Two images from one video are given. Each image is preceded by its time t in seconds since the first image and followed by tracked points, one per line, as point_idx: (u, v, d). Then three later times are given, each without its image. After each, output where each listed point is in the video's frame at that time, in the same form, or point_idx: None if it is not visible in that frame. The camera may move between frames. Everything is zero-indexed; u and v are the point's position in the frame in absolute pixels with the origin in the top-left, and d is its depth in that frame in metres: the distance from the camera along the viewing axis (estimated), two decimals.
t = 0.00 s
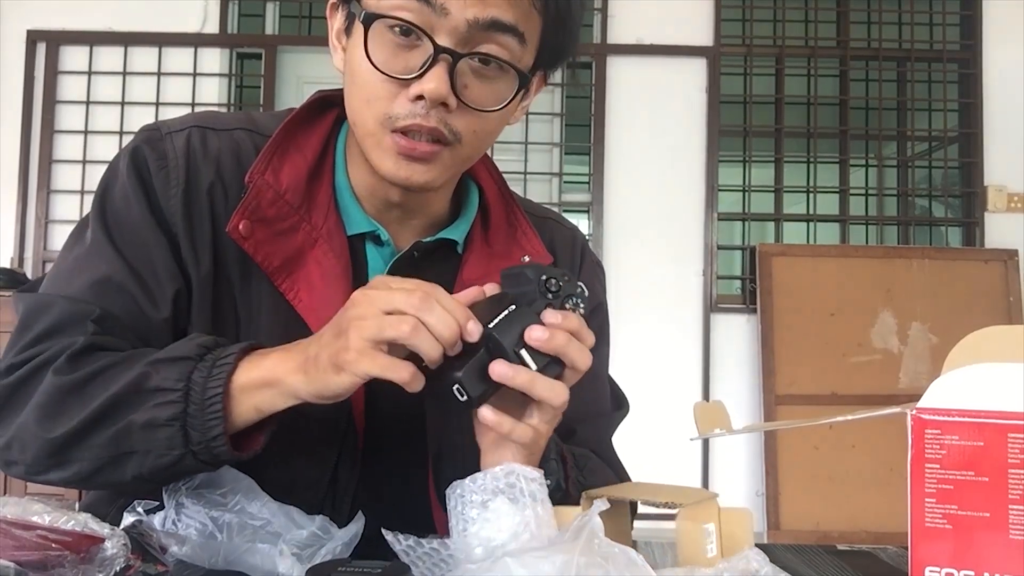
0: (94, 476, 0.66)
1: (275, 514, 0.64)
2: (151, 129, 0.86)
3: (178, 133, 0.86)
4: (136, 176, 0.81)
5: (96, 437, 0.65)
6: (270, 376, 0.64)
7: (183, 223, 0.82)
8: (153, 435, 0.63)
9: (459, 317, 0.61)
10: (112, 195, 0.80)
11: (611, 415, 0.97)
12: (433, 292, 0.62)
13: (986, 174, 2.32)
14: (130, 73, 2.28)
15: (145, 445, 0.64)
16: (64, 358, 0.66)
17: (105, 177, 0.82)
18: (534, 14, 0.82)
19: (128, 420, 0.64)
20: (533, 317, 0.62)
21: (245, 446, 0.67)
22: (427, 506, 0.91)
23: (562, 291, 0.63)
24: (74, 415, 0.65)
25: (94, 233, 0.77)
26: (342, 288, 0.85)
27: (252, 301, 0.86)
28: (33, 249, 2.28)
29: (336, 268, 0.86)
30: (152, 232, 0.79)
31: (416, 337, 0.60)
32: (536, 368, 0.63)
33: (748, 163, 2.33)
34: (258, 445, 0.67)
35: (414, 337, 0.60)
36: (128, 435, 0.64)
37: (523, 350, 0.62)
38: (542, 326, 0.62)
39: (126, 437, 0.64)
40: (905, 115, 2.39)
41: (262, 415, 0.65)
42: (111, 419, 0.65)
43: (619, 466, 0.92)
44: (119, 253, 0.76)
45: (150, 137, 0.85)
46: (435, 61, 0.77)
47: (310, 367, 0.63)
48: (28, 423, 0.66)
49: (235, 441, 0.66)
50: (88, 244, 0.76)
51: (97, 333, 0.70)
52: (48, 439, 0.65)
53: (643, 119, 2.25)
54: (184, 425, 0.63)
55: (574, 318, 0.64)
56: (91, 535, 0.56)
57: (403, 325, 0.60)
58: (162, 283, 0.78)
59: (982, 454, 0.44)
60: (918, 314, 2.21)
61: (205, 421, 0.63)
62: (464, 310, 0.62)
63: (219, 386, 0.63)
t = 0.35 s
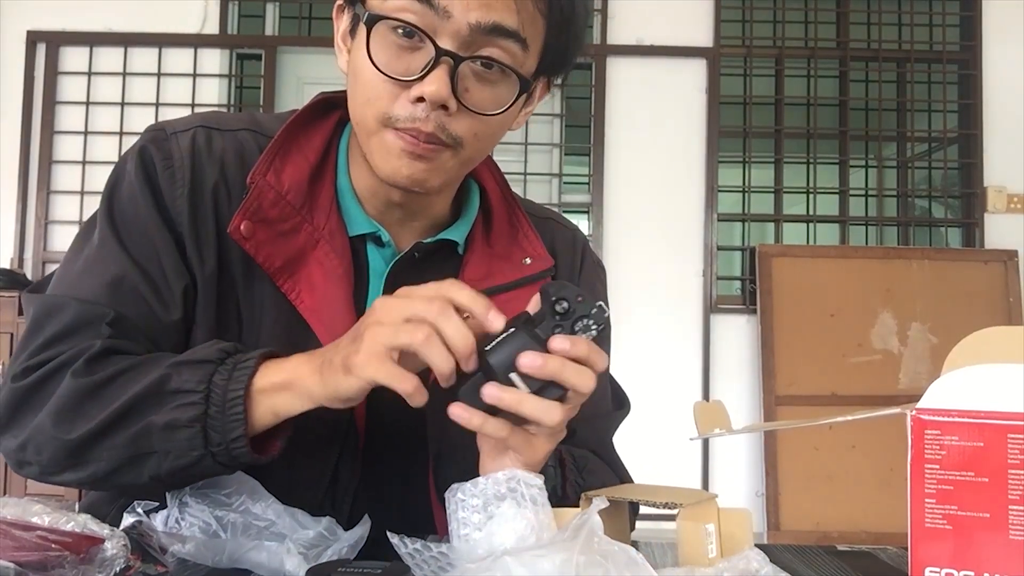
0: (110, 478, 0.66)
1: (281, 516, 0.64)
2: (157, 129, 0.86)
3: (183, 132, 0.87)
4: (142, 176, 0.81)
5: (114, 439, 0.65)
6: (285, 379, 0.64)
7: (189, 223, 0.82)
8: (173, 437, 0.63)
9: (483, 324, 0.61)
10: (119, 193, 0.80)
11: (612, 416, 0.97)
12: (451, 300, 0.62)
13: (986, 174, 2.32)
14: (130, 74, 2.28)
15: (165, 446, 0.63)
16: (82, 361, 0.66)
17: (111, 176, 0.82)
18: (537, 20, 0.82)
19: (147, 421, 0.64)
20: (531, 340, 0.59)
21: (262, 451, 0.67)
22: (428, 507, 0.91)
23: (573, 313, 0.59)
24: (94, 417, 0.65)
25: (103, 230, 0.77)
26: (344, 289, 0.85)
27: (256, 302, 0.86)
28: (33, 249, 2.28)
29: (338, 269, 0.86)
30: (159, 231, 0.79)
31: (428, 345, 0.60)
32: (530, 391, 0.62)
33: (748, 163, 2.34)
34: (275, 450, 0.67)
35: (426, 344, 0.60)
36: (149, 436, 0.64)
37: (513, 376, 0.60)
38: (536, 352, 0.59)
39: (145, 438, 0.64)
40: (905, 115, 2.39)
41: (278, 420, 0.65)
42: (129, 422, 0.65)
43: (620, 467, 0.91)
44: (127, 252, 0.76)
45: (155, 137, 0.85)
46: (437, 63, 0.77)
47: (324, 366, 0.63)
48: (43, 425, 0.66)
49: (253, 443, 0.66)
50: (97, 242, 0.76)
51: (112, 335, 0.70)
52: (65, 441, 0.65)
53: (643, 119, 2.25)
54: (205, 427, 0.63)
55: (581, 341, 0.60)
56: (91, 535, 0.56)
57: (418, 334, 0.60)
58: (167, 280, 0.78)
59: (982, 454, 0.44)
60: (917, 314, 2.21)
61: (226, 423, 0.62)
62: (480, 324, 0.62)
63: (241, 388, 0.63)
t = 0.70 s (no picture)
0: (90, 463, 0.66)
1: (303, 509, 0.67)
2: (159, 132, 0.86)
3: (185, 136, 0.87)
4: (143, 180, 0.81)
5: (98, 422, 0.65)
6: (272, 359, 0.64)
7: (189, 226, 0.82)
8: (157, 418, 0.63)
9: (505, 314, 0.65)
10: (118, 193, 0.80)
11: (611, 416, 0.97)
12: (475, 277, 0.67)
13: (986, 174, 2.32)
14: (130, 74, 2.28)
15: (149, 428, 0.63)
16: (72, 346, 0.65)
17: (112, 177, 0.82)
18: (541, 36, 0.81)
19: (131, 403, 0.64)
20: (514, 351, 0.61)
21: (249, 438, 0.67)
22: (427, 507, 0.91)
23: (561, 325, 0.61)
24: (78, 399, 0.65)
25: (104, 228, 0.77)
26: (343, 294, 0.85)
27: (255, 309, 0.86)
28: (33, 249, 2.28)
29: (336, 275, 0.86)
30: (161, 234, 0.79)
31: (450, 302, 0.63)
32: (507, 402, 0.64)
33: (748, 163, 2.33)
34: (262, 439, 0.67)
35: (448, 300, 0.63)
36: (132, 418, 0.64)
37: (492, 386, 0.63)
38: (514, 363, 0.62)
39: (129, 419, 0.64)
40: (905, 115, 2.39)
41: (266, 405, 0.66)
42: (113, 405, 0.64)
43: (619, 466, 0.91)
44: (128, 250, 0.76)
45: (157, 140, 0.85)
46: (437, 79, 0.77)
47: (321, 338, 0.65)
48: (26, 408, 0.65)
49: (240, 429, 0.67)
50: (97, 240, 0.76)
51: (107, 325, 0.70)
52: (47, 424, 0.65)
53: (643, 119, 2.25)
54: (189, 407, 0.63)
55: (563, 353, 0.62)
56: (91, 535, 0.56)
57: (441, 291, 0.64)
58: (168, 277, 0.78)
59: (982, 454, 0.44)
60: (917, 314, 2.21)
61: (211, 403, 0.63)
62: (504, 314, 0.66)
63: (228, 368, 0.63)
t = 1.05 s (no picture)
0: (82, 463, 0.65)
1: (304, 510, 0.67)
2: (162, 133, 0.86)
3: (189, 137, 0.87)
4: (148, 180, 0.81)
5: (94, 421, 0.64)
6: (277, 380, 0.64)
7: (194, 227, 0.82)
8: (153, 425, 0.63)
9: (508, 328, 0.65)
10: (123, 191, 0.80)
11: (611, 417, 0.97)
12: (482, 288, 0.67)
13: (986, 174, 2.32)
14: (130, 74, 2.28)
15: (143, 435, 0.63)
16: (76, 343, 0.66)
17: (115, 175, 0.82)
18: (540, 46, 0.81)
19: (128, 409, 0.64)
20: (501, 365, 0.62)
21: (246, 454, 0.67)
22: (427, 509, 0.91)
23: (554, 343, 0.62)
24: (75, 398, 0.64)
25: (109, 225, 0.77)
26: (346, 296, 0.85)
27: (258, 309, 0.86)
28: (33, 249, 2.28)
29: (339, 276, 0.86)
30: (167, 234, 0.79)
31: (451, 304, 0.64)
32: (489, 416, 0.64)
33: (749, 163, 2.33)
34: (257, 457, 0.67)
35: (450, 304, 0.64)
36: (128, 424, 0.64)
37: (477, 400, 0.63)
38: (497, 377, 0.62)
39: (125, 422, 0.64)
40: (905, 115, 2.39)
41: (267, 424, 0.65)
42: (110, 405, 0.64)
43: (619, 467, 0.91)
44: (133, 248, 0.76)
45: (161, 140, 0.85)
46: (443, 85, 0.77)
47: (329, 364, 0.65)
48: (21, 403, 0.65)
49: (236, 445, 0.66)
50: (103, 238, 0.76)
51: (110, 323, 0.70)
52: (42, 420, 0.64)
53: (644, 119, 2.25)
54: (187, 418, 0.63)
55: (550, 371, 0.63)
56: (91, 535, 0.56)
57: (442, 295, 0.65)
58: (173, 275, 0.78)
59: (983, 454, 0.44)
60: (917, 314, 2.21)
61: (209, 417, 0.62)
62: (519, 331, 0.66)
63: (230, 383, 0.63)
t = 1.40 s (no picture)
0: (82, 456, 0.65)
1: (303, 508, 0.67)
2: (163, 130, 0.86)
3: (191, 134, 0.87)
4: (150, 177, 0.81)
5: (96, 412, 0.64)
6: (287, 367, 0.64)
7: (197, 223, 0.82)
8: (157, 415, 0.63)
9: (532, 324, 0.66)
10: (123, 186, 0.79)
11: (612, 417, 0.97)
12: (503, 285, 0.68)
13: (986, 175, 2.32)
14: (130, 74, 2.28)
15: (148, 426, 0.63)
16: (76, 334, 0.65)
17: (116, 170, 0.82)
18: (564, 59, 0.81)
19: (132, 399, 0.63)
20: (511, 364, 0.63)
21: (252, 446, 0.66)
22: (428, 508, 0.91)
23: (567, 349, 0.62)
24: (76, 389, 0.64)
25: (109, 220, 0.76)
26: (348, 295, 0.85)
27: (260, 307, 0.86)
28: (33, 249, 2.28)
29: (342, 275, 0.86)
30: (169, 230, 0.79)
31: (479, 301, 0.65)
32: (491, 411, 0.64)
33: (748, 163, 2.34)
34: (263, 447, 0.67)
35: (478, 301, 0.65)
36: (131, 414, 0.63)
37: (483, 395, 0.63)
38: (505, 375, 0.63)
39: (128, 413, 0.63)
40: (905, 115, 2.39)
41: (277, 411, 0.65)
42: (112, 396, 0.64)
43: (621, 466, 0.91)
44: (134, 242, 0.76)
45: (163, 137, 0.85)
46: (479, 107, 0.76)
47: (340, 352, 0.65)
48: (20, 395, 0.65)
49: (245, 433, 0.66)
50: (103, 232, 0.75)
51: (112, 317, 0.69)
52: (42, 412, 0.64)
53: (644, 120, 2.25)
54: (193, 408, 0.62)
55: (557, 376, 0.63)
56: (91, 535, 0.56)
57: (468, 290, 0.65)
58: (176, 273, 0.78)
59: (983, 454, 0.44)
60: (917, 314, 2.21)
61: (215, 406, 0.62)
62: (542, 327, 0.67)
63: (236, 371, 0.63)
